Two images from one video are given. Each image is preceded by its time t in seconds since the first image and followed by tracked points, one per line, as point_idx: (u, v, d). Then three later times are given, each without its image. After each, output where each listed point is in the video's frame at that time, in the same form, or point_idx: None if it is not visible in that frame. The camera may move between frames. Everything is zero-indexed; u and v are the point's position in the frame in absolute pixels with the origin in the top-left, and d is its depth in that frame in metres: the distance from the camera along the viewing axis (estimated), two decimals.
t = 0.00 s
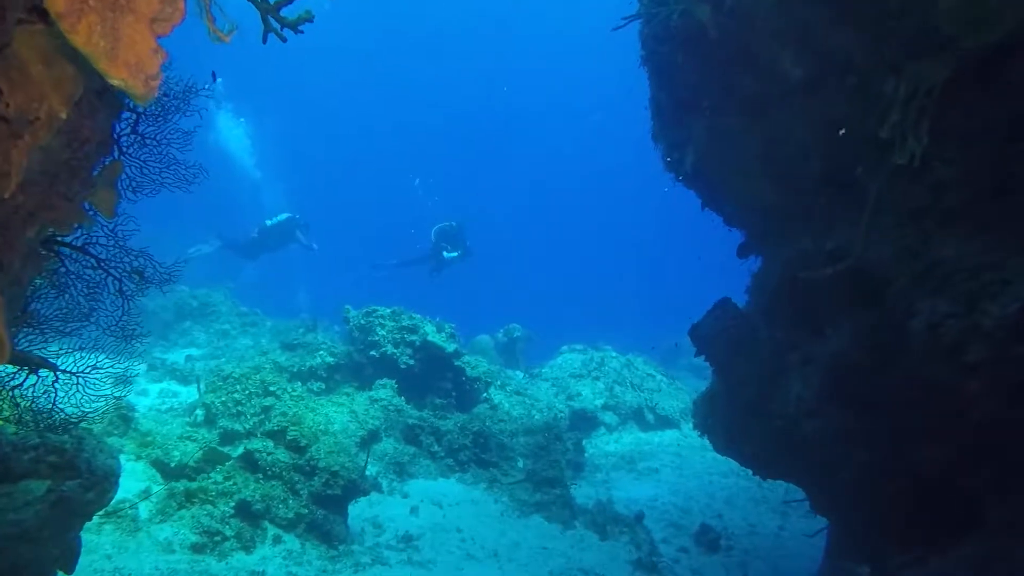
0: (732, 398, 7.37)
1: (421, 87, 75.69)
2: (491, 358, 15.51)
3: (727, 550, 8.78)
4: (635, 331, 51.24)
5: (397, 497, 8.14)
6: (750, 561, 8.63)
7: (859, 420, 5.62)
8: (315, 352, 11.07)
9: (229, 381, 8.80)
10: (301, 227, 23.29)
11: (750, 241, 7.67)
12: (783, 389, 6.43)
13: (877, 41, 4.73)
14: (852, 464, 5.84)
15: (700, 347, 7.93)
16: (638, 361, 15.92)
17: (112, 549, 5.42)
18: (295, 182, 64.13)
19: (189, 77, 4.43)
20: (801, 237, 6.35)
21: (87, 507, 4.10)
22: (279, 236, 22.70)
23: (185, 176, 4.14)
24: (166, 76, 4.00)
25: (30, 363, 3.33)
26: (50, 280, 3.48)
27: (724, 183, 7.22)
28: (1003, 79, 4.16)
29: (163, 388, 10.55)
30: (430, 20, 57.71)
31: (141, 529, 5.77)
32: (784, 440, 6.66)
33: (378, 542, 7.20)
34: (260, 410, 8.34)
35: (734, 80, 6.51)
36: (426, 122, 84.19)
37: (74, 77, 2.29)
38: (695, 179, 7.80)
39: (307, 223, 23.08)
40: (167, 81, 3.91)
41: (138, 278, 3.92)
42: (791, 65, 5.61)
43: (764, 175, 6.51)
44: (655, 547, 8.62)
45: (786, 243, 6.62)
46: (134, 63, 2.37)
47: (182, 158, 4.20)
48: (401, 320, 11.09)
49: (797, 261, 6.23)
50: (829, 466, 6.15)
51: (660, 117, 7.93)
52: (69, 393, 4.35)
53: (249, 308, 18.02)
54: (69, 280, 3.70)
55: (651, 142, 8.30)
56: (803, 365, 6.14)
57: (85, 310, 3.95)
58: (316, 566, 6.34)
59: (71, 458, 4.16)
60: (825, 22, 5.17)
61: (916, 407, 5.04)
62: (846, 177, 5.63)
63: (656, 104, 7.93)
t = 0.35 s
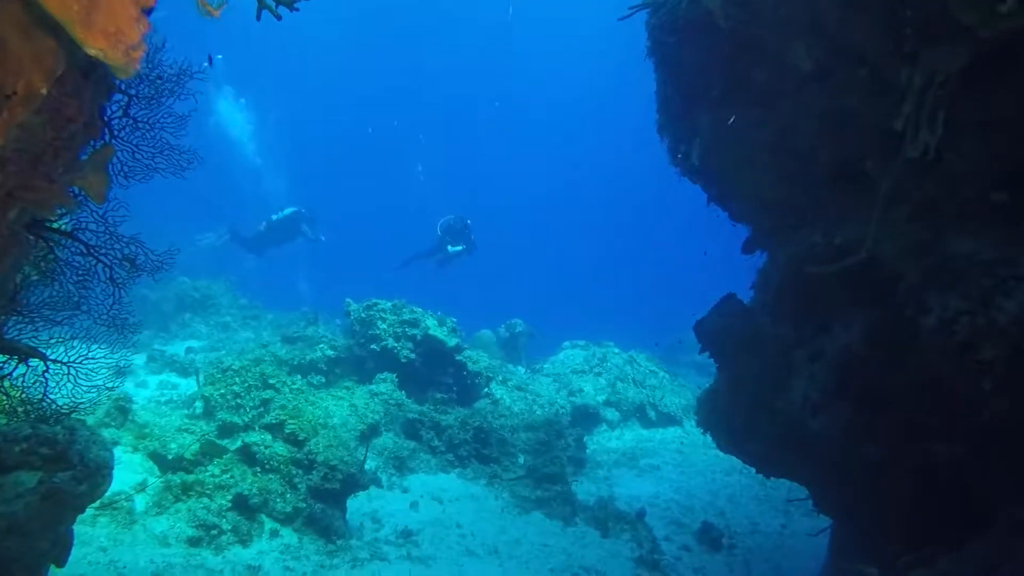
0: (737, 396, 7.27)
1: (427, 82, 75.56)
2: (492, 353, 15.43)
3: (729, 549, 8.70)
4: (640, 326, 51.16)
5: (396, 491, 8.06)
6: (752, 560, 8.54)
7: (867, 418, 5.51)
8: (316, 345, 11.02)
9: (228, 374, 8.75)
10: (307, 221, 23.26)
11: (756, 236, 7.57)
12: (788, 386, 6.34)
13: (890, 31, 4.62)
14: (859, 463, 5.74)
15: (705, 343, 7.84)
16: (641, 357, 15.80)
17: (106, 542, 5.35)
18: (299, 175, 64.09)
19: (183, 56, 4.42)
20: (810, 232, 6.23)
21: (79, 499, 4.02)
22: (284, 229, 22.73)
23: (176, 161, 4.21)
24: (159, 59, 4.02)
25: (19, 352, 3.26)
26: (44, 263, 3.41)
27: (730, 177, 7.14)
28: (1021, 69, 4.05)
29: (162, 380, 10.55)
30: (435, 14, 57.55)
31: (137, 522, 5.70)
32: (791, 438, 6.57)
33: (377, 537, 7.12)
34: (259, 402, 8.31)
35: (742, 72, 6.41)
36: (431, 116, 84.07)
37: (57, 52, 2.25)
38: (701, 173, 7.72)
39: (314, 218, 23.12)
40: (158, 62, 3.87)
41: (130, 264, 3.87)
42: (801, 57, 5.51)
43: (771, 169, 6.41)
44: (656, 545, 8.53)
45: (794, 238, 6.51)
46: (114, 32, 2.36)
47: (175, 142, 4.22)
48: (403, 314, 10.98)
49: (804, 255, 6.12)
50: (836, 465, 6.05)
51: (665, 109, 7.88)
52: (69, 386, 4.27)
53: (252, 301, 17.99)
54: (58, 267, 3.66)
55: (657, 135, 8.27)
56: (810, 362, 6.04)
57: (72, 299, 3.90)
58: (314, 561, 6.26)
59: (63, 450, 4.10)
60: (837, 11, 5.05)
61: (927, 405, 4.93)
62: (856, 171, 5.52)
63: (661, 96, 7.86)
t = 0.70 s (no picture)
0: (743, 392, 7.16)
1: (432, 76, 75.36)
2: (496, 347, 15.30)
3: (735, 547, 8.58)
4: (642, 322, 50.86)
5: (397, 488, 7.96)
6: (758, 558, 8.43)
7: (879, 415, 5.39)
8: (318, 339, 10.93)
9: (228, 368, 8.66)
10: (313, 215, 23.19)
11: (765, 230, 7.42)
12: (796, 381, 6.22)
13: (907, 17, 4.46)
14: (869, 460, 5.63)
15: (712, 338, 7.71)
16: (645, 352, 15.65)
17: (102, 540, 5.25)
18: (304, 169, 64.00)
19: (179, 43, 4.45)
20: (821, 224, 6.09)
21: (68, 498, 3.92)
22: (290, 223, 22.72)
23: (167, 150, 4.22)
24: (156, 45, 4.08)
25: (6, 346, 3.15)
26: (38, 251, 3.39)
27: (738, 169, 7.01)
28: None
29: (163, 375, 10.49)
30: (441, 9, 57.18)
31: (133, 518, 5.61)
32: (800, 435, 6.44)
33: (378, 535, 7.02)
34: (259, 397, 8.27)
35: (751, 61, 6.27)
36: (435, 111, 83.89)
37: (28, 27, 2.28)
38: (708, 165, 7.58)
39: (320, 212, 23.03)
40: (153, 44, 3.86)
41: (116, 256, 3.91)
42: (813, 44, 5.34)
43: (781, 161, 6.27)
44: (661, 543, 8.41)
45: (805, 231, 6.36)
46: None
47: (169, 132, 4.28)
48: (404, 308, 10.84)
49: (814, 248, 5.98)
50: (845, 463, 5.92)
51: (672, 99, 7.74)
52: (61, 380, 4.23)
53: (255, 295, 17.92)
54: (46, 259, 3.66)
55: (664, 126, 8.15)
56: (818, 357, 5.91)
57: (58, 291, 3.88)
58: (313, 559, 6.16)
59: (55, 446, 3.99)
60: None
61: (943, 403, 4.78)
62: (869, 161, 5.37)
63: (669, 87, 7.72)
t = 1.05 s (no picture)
0: (753, 389, 6.98)
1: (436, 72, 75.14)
2: (500, 344, 15.13)
3: (745, 547, 8.41)
4: (651, 316, 50.59)
5: (400, 489, 7.82)
6: (769, 558, 8.25)
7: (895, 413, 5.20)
8: (319, 338, 10.78)
9: (228, 368, 8.53)
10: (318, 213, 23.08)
11: (774, 222, 7.23)
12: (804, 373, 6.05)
13: None
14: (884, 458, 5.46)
15: (720, 333, 7.52)
16: (651, 348, 15.46)
17: (96, 548, 5.11)
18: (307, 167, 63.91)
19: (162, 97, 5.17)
20: (833, 216, 5.90)
21: (55, 508, 3.78)
22: (294, 221, 22.61)
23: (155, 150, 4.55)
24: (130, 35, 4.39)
25: None
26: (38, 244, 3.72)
27: (746, 161, 6.82)
28: None
29: (162, 375, 10.39)
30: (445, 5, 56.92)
31: (129, 525, 5.47)
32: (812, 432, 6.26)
33: (381, 538, 6.87)
34: (259, 398, 8.12)
35: (759, 48, 6.08)
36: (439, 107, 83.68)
37: None
38: (716, 155, 7.40)
39: (325, 210, 22.88)
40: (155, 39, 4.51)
41: (95, 256, 4.03)
42: (825, 30, 5.14)
43: (790, 151, 6.09)
44: (670, 543, 8.24)
45: (817, 223, 6.16)
46: None
47: (150, 125, 4.57)
48: (407, 305, 10.68)
49: (826, 240, 5.79)
50: (861, 462, 5.73)
51: (679, 88, 7.55)
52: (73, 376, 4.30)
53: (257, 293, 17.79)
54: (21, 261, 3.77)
55: (670, 117, 7.96)
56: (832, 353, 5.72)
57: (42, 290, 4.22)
58: (313, 565, 6.01)
59: (40, 455, 3.83)
60: None
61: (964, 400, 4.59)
62: (883, 150, 5.18)
63: (675, 77, 7.54)
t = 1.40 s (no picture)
0: (764, 397, 6.77)
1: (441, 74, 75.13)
2: (504, 348, 14.96)
3: (755, 557, 8.20)
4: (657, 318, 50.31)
5: (402, 499, 7.64)
6: (780, 569, 8.04)
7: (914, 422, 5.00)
8: (320, 342, 10.61)
9: (227, 375, 8.38)
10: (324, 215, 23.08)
11: (785, 225, 7.03)
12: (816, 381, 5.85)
13: None
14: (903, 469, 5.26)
15: (729, 339, 7.33)
16: (657, 351, 15.27)
17: (85, 564, 4.95)
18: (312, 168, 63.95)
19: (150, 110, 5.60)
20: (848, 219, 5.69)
21: (34, 527, 3.63)
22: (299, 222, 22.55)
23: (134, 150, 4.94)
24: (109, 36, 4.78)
25: None
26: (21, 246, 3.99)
27: (756, 162, 6.63)
28: None
29: (161, 380, 10.25)
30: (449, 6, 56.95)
31: (120, 539, 5.31)
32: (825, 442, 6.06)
33: (381, 551, 6.70)
34: (258, 404, 7.93)
35: (769, 46, 5.89)
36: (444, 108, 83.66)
37: None
38: (724, 156, 7.22)
39: (331, 211, 22.91)
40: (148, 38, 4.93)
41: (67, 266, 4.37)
42: (837, 27, 4.92)
43: (803, 152, 5.89)
44: (678, 554, 8.03)
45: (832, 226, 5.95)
46: None
47: (128, 125, 4.93)
48: (409, 309, 10.49)
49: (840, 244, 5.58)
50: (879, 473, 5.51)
51: (685, 88, 7.39)
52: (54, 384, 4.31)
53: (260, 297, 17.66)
54: None
55: (677, 118, 7.78)
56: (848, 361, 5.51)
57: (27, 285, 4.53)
58: None
59: (20, 470, 3.67)
60: None
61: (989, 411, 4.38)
62: (898, 151, 4.99)
63: (681, 76, 7.37)
